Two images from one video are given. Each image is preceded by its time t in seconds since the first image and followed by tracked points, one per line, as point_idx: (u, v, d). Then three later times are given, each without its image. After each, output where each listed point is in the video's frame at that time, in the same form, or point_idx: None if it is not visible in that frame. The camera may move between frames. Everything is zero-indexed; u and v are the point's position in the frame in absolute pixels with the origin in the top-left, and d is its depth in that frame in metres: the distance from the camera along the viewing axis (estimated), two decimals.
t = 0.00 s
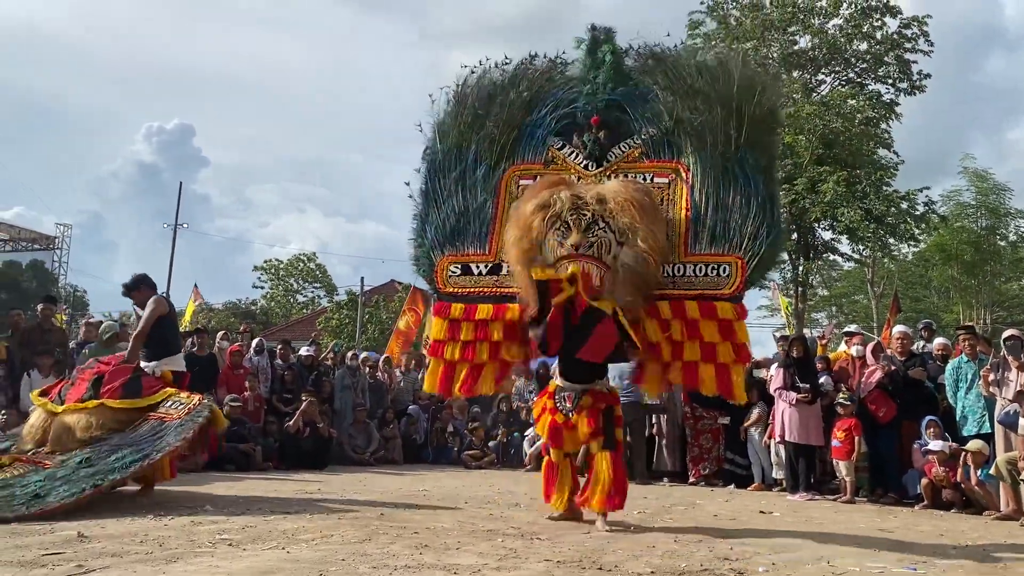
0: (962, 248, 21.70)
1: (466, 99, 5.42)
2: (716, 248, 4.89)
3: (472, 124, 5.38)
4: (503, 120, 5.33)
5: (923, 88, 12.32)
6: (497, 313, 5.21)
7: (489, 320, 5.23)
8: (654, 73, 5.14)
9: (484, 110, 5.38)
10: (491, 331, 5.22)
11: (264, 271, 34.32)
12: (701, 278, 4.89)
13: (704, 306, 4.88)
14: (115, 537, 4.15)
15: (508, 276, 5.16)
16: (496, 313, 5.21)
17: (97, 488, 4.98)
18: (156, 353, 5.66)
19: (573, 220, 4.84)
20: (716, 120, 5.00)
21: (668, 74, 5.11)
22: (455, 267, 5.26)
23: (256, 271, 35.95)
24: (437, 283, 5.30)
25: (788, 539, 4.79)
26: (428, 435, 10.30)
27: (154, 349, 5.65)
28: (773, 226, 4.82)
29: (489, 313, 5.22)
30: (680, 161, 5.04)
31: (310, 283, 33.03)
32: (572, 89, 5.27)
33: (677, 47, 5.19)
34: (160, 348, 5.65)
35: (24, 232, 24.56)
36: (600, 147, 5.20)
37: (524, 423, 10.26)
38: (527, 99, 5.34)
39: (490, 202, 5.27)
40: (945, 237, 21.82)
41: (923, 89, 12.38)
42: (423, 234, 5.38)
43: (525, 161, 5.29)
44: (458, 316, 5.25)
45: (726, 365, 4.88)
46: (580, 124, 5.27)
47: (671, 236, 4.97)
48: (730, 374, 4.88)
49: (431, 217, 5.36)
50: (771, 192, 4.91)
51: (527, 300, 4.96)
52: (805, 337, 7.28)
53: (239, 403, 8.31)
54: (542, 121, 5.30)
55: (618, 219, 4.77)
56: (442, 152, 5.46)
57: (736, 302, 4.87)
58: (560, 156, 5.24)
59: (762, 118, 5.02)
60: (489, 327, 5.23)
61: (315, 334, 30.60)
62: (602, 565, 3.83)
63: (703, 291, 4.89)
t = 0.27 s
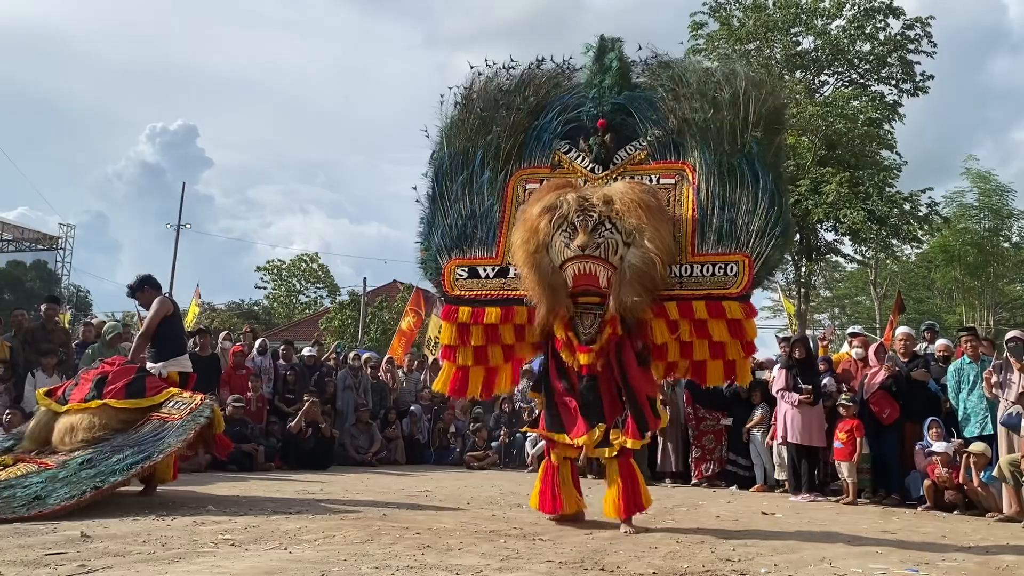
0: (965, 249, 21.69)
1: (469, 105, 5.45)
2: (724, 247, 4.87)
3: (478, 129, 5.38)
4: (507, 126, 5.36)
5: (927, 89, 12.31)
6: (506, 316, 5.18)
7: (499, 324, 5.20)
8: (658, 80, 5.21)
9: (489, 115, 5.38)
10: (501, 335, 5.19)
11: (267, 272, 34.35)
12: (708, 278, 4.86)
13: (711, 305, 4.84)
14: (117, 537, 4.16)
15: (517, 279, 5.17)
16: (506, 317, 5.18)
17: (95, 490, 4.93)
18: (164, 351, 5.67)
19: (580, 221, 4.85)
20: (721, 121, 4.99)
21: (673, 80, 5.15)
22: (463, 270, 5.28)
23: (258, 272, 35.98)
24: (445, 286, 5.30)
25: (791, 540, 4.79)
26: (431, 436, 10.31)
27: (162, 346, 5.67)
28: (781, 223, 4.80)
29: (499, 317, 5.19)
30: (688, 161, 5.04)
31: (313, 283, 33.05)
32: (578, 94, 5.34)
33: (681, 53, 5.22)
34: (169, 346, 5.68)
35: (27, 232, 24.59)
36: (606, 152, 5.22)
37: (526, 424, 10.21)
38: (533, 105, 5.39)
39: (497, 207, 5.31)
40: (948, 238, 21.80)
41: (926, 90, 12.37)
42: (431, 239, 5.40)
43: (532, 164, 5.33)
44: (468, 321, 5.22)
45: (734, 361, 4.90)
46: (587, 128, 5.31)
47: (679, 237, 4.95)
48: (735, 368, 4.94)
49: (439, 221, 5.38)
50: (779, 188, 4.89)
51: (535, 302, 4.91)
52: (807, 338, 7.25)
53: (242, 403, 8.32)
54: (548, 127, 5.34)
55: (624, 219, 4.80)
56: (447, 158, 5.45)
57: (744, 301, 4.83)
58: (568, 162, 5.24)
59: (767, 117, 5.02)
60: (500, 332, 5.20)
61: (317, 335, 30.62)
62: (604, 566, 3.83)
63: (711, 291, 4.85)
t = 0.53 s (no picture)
0: (967, 251, 21.68)
1: (470, 110, 5.47)
2: (726, 242, 4.86)
3: (483, 133, 5.43)
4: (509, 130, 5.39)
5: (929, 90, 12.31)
6: (509, 316, 5.19)
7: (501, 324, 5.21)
8: (658, 81, 5.18)
9: (490, 119, 5.43)
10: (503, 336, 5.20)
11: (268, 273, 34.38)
12: (710, 274, 4.85)
13: (714, 299, 4.82)
14: (119, 538, 4.17)
15: (519, 280, 5.19)
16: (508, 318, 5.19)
17: (95, 488, 4.94)
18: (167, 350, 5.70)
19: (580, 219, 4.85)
20: (719, 117, 4.97)
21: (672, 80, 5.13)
22: (465, 271, 5.32)
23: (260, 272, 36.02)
24: (449, 288, 5.36)
25: (793, 541, 4.78)
26: (432, 436, 10.31)
27: (167, 346, 5.69)
28: (783, 215, 4.75)
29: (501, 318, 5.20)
30: (688, 159, 5.02)
31: (314, 284, 33.07)
32: (578, 96, 5.35)
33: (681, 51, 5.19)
34: (173, 345, 5.71)
35: (30, 233, 24.63)
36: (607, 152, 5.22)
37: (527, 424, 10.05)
38: (534, 107, 5.40)
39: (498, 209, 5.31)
40: (950, 239, 21.80)
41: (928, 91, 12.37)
42: (435, 243, 5.46)
43: (535, 167, 5.33)
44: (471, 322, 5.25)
45: (741, 356, 4.85)
46: (588, 130, 5.31)
47: (680, 235, 4.95)
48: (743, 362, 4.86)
49: (444, 225, 5.44)
50: (780, 181, 4.85)
51: (537, 300, 4.95)
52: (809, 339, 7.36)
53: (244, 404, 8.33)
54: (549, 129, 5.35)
55: (625, 216, 4.81)
56: (452, 163, 5.49)
57: (746, 295, 4.80)
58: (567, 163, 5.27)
59: (767, 109, 4.97)
60: (501, 332, 5.21)
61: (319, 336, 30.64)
62: (605, 567, 3.83)
63: (713, 286, 4.84)
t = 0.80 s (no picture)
0: (968, 251, 21.67)
1: (468, 122, 5.61)
2: (725, 251, 4.85)
3: (484, 140, 5.54)
4: (507, 137, 5.49)
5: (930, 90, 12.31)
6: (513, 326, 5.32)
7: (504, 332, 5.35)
8: (656, 87, 5.13)
9: (489, 131, 5.55)
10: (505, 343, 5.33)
11: (269, 274, 34.38)
12: (709, 283, 4.85)
13: (715, 311, 4.82)
14: (121, 538, 4.17)
15: (521, 290, 5.27)
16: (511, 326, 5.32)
17: (94, 487, 4.91)
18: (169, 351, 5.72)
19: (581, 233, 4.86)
20: (714, 122, 4.97)
21: (669, 83, 5.08)
22: (470, 282, 5.46)
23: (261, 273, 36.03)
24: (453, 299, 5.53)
25: (794, 542, 4.78)
26: (433, 437, 10.32)
27: (168, 347, 5.72)
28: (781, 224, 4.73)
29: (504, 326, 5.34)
30: (687, 163, 4.99)
31: (315, 285, 33.07)
32: (576, 100, 5.33)
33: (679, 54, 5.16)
34: (174, 346, 5.73)
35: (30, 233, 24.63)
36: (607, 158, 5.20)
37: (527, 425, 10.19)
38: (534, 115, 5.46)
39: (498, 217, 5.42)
40: (951, 240, 21.80)
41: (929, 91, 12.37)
42: (439, 251, 5.60)
43: (533, 173, 5.39)
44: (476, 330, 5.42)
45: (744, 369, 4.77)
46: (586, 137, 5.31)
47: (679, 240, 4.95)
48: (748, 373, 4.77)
49: (448, 234, 5.56)
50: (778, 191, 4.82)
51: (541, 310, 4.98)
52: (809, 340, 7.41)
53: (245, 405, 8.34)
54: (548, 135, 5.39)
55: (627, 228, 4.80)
56: (454, 171, 5.62)
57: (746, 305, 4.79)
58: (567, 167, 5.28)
59: (766, 110, 4.92)
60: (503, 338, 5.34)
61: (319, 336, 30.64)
62: (606, 567, 3.83)
63: (713, 296, 4.84)
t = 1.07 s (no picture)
0: (968, 251, 21.68)
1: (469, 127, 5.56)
2: (720, 255, 4.86)
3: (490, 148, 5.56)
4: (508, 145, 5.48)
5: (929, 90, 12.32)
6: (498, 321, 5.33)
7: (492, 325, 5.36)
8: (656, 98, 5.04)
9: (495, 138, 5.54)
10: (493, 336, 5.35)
11: (269, 274, 34.38)
12: (701, 280, 4.83)
13: (705, 307, 4.82)
14: (120, 539, 4.17)
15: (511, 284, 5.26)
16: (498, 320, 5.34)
17: (94, 500, 4.90)
18: (168, 358, 5.70)
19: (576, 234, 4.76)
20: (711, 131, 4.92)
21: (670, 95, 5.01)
22: (464, 282, 5.54)
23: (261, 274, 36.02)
24: (446, 295, 5.65)
25: (793, 542, 4.79)
26: (433, 437, 10.32)
27: (167, 355, 5.69)
28: (772, 241, 4.90)
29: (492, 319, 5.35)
30: (688, 176, 4.95)
31: (315, 285, 33.07)
32: (575, 108, 5.25)
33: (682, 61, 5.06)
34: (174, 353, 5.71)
35: (30, 234, 24.65)
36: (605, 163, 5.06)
37: (529, 426, 10.06)
38: (534, 126, 5.39)
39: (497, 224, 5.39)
40: (951, 240, 21.81)
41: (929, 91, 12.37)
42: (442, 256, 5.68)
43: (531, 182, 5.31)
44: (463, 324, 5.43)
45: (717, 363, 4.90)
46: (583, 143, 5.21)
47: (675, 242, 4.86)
48: (718, 370, 4.95)
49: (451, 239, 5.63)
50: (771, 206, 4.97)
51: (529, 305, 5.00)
52: (810, 341, 7.41)
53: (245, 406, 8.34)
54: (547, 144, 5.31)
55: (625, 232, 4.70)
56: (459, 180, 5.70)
57: (738, 305, 4.87)
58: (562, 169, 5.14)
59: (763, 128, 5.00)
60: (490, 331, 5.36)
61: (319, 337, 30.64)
62: (607, 568, 3.83)
63: (704, 295, 4.83)
